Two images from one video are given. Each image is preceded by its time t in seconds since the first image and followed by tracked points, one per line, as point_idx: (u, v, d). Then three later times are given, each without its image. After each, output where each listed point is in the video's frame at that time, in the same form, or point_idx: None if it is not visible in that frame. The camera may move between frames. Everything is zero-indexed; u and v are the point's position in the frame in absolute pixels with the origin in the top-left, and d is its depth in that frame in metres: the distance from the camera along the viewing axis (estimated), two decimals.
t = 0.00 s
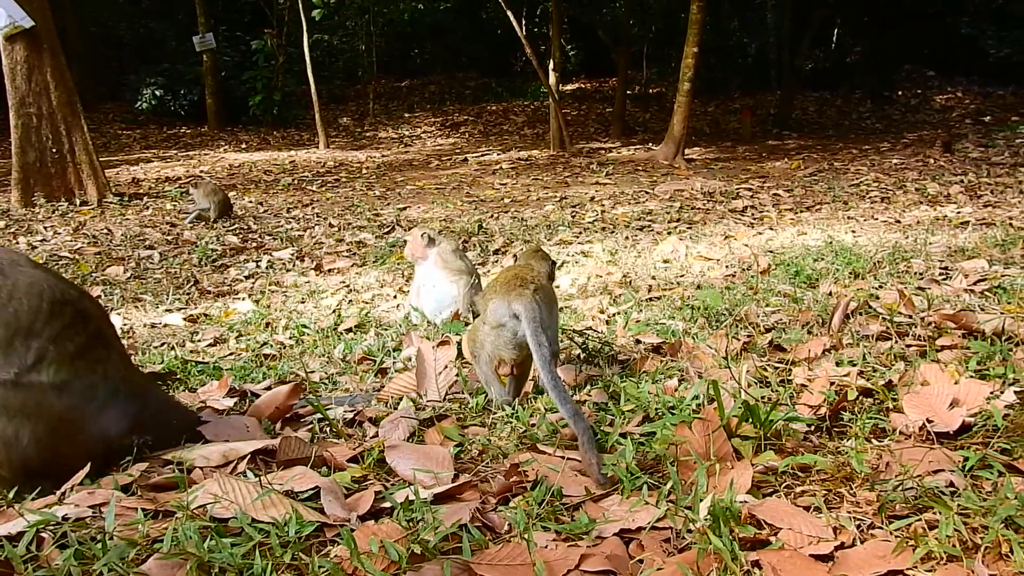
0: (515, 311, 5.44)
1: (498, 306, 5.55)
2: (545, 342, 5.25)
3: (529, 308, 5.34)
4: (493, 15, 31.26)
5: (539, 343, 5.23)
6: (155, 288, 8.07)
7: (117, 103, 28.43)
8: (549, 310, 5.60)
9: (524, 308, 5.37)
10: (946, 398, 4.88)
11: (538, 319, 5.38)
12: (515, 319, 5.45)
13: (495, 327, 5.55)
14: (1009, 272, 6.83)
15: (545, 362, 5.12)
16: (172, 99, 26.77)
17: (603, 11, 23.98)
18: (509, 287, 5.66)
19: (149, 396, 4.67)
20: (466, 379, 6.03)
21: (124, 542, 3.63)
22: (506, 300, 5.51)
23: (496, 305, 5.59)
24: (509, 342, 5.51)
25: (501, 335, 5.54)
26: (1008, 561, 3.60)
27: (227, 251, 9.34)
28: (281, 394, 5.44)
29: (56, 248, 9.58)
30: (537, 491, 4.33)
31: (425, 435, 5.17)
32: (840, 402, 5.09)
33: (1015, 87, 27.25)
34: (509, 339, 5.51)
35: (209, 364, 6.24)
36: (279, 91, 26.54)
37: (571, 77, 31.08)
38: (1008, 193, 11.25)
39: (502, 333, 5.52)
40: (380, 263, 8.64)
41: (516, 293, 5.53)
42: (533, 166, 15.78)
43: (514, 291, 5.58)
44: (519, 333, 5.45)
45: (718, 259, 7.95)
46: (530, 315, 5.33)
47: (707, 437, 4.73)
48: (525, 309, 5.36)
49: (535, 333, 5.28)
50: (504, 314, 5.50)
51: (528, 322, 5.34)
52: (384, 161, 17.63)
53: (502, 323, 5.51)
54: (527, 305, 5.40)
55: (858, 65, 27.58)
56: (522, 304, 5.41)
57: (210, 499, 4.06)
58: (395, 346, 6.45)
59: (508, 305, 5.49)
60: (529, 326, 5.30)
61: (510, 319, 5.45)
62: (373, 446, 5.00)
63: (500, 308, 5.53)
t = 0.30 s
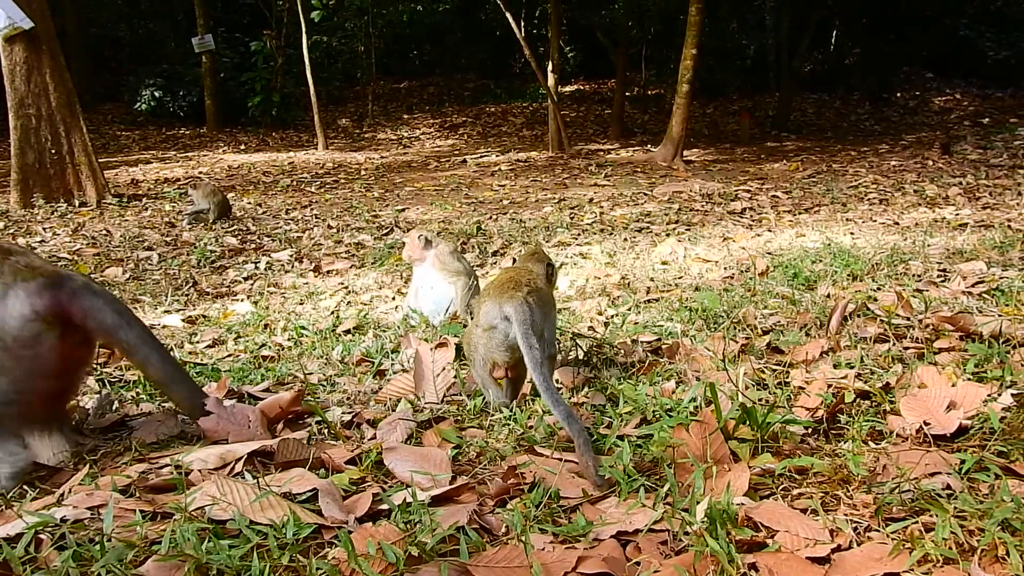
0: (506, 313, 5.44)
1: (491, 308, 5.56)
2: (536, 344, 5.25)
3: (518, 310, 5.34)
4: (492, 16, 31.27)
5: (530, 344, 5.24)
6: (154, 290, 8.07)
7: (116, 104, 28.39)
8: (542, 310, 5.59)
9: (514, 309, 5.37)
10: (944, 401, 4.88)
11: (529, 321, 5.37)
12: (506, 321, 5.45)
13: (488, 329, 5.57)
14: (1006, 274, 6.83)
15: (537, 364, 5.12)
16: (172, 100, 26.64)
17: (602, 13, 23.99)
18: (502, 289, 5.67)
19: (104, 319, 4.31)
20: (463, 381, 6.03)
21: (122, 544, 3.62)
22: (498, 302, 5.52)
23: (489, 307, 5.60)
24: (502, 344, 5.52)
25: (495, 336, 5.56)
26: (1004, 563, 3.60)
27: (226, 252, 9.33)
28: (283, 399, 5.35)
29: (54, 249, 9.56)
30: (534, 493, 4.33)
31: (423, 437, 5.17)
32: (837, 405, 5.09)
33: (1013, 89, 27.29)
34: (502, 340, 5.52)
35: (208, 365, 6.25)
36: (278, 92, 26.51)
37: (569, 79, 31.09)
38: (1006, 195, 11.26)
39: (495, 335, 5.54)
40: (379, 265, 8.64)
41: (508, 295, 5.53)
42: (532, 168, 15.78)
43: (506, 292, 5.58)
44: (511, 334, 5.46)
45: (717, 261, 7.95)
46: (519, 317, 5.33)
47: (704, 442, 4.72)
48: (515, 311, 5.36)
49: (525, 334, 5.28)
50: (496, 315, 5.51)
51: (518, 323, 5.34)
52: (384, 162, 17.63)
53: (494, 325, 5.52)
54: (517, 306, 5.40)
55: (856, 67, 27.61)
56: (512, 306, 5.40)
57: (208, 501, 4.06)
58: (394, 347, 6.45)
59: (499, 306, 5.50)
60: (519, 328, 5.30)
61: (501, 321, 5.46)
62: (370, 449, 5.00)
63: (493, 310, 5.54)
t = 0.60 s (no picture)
0: (486, 310, 5.43)
1: (474, 308, 5.56)
2: (511, 337, 5.23)
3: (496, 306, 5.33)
4: (489, 17, 31.28)
5: (505, 339, 5.21)
6: (150, 290, 8.07)
7: (113, 104, 28.38)
8: (526, 309, 5.55)
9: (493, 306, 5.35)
10: (937, 403, 4.89)
11: (508, 317, 5.35)
12: (485, 318, 5.43)
13: (471, 328, 5.55)
14: (1001, 276, 6.84)
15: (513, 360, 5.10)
16: (168, 100, 26.69)
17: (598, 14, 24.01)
18: (488, 288, 5.66)
19: None
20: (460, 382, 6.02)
21: (116, 545, 3.62)
22: (480, 300, 5.52)
23: (473, 306, 5.60)
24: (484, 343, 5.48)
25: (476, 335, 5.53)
26: (995, 565, 3.60)
27: (222, 253, 9.33)
28: (270, 397, 5.45)
29: (50, 249, 9.56)
30: (529, 495, 4.33)
31: (418, 439, 5.18)
32: (831, 406, 5.10)
33: (1008, 91, 27.38)
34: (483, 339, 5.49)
35: (203, 366, 6.25)
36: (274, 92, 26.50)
37: (566, 80, 31.13)
38: (1001, 197, 11.29)
39: (476, 334, 5.52)
40: (375, 266, 8.65)
41: (490, 293, 5.52)
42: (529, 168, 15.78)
43: (490, 291, 5.58)
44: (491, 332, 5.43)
45: (713, 262, 7.96)
46: (497, 313, 5.32)
47: (697, 441, 4.76)
48: (494, 307, 5.35)
49: (501, 330, 5.26)
50: (478, 313, 5.50)
51: (496, 319, 5.32)
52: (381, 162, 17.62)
53: (475, 323, 5.51)
54: (496, 302, 5.39)
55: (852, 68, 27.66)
56: (493, 301, 5.40)
57: (202, 502, 4.05)
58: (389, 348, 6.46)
59: (481, 305, 5.49)
60: (495, 323, 5.29)
61: (481, 319, 5.44)
62: (366, 450, 5.00)
63: (475, 309, 5.54)
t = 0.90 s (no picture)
0: (482, 313, 5.43)
1: (468, 311, 5.55)
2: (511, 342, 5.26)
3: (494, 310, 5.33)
4: (489, 16, 31.28)
5: (506, 345, 5.23)
6: (148, 288, 8.07)
7: (113, 103, 28.39)
8: (521, 311, 5.57)
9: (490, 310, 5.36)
10: (932, 402, 4.89)
11: (506, 321, 5.36)
12: (481, 322, 5.43)
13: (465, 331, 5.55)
14: (998, 276, 6.84)
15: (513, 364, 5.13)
16: (167, 99, 26.70)
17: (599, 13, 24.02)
18: (481, 291, 5.66)
19: None
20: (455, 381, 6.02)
21: (109, 543, 3.62)
22: (474, 304, 5.51)
23: (467, 309, 5.59)
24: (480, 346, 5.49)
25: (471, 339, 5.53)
26: (987, 564, 3.60)
27: (221, 252, 9.33)
28: (267, 395, 5.43)
29: (50, 247, 9.57)
30: (522, 494, 4.35)
31: (413, 438, 5.19)
32: (826, 406, 5.10)
33: (1007, 92, 27.37)
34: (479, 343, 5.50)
35: (200, 364, 6.25)
36: (274, 90, 26.48)
37: (565, 80, 31.16)
38: (998, 198, 11.29)
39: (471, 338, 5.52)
40: (374, 264, 8.64)
41: (484, 296, 5.51)
42: (529, 168, 15.78)
43: (484, 294, 5.57)
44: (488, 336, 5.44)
45: (711, 262, 7.96)
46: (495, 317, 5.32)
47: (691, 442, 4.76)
48: (491, 311, 5.35)
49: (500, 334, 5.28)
50: (472, 317, 5.50)
51: (494, 324, 5.33)
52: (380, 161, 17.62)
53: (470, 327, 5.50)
54: (493, 307, 5.39)
55: (849, 69, 27.64)
56: (489, 306, 5.40)
57: (196, 500, 4.06)
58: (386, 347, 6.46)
59: (476, 308, 5.48)
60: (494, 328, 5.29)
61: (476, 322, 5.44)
62: (360, 449, 5.02)
63: (470, 313, 5.53)
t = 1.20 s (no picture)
0: (491, 307, 5.43)
1: (473, 304, 5.55)
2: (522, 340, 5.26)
3: (505, 304, 5.34)
4: (485, 9, 31.06)
5: (518, 343, 5.23)
6: (136, 283, 7.96)
7: (103, 96, 28.22)
8: (526, 305, 5.61)
9: (501, 303, 5.37)
10: (932, 400, 4.82)
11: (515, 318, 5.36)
12: (490, 315, 5.44)
13: (471, 324, 5.55)
14: (1000, 273, 6.77)
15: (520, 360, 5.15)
16: (157, 91, 26.64)
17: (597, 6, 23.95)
18: (480, 282, 5.65)
19: None
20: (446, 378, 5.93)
21: (87, 543, 3.53)
22: (481, 296, 5.51)
23: (471, 302, 5.59)
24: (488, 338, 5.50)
25: (477, 332, 5.53)
26: (987, 565, 3.53)
27: (210, 246, 9.23)
28: (252, 394, 5.39)
29: (36, 241, 9.45)
30: (512, 494, 4.28)
31: (402, 435, 5.15)
32: (825, 404, 5.03)
33: (1007, 89, 27.31)
34: (487, 335, 5.51)
35: (187, 360, 6.15)
36: (267, 82, 26.37)
37: (563, 72, 31.18)
38: (999, 195, 11.22)
39: (478, 331, 5.52)
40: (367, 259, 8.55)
41: (490, 289, 5.52)
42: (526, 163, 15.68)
43: (487, 286, 5.57)
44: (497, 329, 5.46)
45: (710, 258, 7.87)
46: (505, 310, 5.33)
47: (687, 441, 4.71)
48: (502, 305, 5.37)
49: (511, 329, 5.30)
50: (480, 310, 5.50)
51: (504, 317, 5.34)
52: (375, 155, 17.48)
53: (478, 320, 5.51)
54: (504, 300, 5.41)
55: (851, 64, 27.48)
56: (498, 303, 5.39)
57: (177, 499, 3.97)
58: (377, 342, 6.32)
59: (484, 301, 5.48)
60: (504, 321, 5.31)
61: (485, 315, 5.45)
62: (348, 446, 4.98)
63: (476, 305, 5.53)
